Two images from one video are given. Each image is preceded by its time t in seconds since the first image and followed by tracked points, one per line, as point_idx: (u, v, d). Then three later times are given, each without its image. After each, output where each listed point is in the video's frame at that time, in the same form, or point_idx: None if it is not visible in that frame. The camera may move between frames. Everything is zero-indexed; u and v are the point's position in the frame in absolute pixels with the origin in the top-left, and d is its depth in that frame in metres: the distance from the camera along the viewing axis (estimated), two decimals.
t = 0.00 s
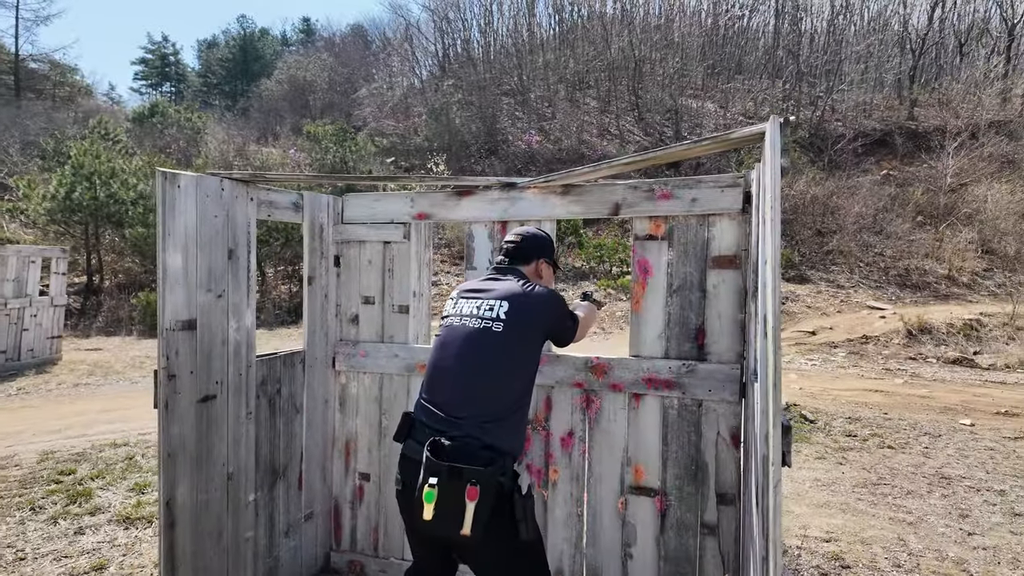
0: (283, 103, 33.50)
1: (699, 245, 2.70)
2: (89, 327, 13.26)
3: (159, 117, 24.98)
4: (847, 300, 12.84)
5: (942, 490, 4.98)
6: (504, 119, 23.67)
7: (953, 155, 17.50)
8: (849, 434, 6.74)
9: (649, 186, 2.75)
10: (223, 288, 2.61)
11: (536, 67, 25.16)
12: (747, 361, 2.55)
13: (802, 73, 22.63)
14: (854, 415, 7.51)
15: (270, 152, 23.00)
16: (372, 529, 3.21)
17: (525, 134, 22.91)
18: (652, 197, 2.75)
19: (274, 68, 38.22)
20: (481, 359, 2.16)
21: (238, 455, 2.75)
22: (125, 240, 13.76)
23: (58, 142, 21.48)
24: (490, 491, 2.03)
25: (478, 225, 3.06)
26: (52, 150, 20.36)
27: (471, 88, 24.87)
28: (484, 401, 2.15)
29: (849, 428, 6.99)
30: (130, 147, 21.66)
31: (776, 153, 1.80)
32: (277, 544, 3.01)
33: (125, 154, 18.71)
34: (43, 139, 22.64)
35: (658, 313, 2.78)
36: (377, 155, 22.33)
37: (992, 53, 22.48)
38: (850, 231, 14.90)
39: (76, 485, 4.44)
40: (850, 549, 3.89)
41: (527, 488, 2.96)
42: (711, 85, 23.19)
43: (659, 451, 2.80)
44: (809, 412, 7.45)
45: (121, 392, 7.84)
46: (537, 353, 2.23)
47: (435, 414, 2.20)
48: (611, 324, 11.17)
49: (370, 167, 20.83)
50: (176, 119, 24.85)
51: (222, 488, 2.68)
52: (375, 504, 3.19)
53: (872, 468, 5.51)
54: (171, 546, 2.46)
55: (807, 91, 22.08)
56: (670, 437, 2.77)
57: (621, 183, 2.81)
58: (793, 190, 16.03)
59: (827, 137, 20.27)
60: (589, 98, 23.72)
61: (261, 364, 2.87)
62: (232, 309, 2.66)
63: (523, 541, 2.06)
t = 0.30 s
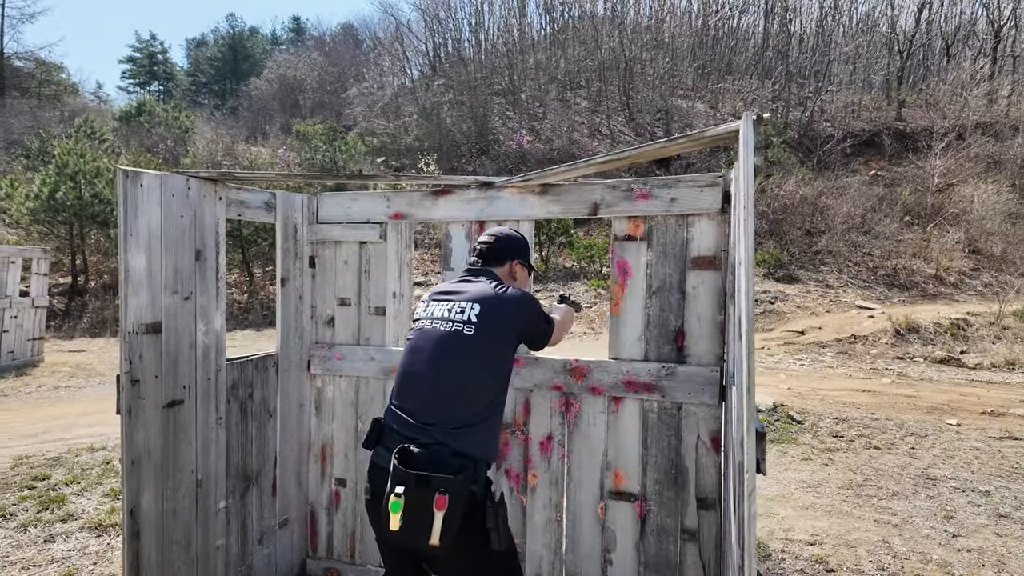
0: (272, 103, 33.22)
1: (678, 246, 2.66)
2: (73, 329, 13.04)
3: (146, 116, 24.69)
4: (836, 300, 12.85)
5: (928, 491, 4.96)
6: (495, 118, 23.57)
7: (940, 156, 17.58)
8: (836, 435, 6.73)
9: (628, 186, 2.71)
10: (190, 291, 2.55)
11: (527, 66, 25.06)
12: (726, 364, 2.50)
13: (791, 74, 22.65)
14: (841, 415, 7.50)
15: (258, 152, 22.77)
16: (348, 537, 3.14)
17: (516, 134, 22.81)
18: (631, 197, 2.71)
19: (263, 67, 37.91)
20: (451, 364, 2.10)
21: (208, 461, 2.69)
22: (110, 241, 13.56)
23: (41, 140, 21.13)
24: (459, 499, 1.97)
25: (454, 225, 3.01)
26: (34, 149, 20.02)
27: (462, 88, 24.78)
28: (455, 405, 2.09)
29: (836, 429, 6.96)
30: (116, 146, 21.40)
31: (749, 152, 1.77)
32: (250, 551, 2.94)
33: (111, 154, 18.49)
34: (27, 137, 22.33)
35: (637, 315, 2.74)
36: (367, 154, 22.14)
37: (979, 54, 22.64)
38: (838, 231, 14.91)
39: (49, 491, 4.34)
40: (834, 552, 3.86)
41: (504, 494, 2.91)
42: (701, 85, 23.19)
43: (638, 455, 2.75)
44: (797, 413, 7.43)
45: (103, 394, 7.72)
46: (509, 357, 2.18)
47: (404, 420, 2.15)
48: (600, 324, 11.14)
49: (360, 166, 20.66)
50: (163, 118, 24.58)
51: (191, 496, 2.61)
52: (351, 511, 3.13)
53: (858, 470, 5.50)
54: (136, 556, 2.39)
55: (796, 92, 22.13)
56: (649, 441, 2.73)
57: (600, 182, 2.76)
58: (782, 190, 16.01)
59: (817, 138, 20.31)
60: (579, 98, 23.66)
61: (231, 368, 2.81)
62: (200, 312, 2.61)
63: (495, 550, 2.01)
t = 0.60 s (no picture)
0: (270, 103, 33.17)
1: (668, 246, 2.65)
2: (69, 329, 13.00)
3: (143, 116, 24.61)
4: (832, 301, 12.87)
5: (921, 493, 4.96)
6: (492, 118, 23.55)
7: (936, 157, 17.62)
8: (831, 435, 6.74)
9: (618, 186, 2.70)
10: (177, 291, 2.54)
11: (525, 67, 25.08)
12: (716, 364, 2.50)
13: (788, 75, 22.65)
14: (836, 416, 7.50)
15: (255, 151, 22.73)
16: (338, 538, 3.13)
17: (513, 134, 22.78)
18: (622, 198, 2.70)
19: (260, 67, 37.87)
20: (441, 370, 2.09)
21: (196, 463, 2.67)
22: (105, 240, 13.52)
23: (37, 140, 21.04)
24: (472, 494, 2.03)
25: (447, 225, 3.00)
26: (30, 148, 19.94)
27: (460, 88, 24.76)
28: (448, 410, 2.09)
29: (831, 429, 6.97)
30: (113, 146, 21.34)
31: (734, 151, 1.77)
32: (239, 554, 2.92)
33: (107, 153, 18.43)
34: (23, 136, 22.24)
35: (628, 315, 2.73)
36: (364, 154, 22.12)
37: (975, 55, 22.70)
38: (835, 232, 14.91)
39: (40, 493, 4.32)
40: (827, 554, 3.86)
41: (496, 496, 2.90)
42: (699, 86, 23.21)
43: (629, 456, 2.74)
44: (792, 413, 7.43)
45: (97, 394, 7.70)
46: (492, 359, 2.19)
47: (397, 423, 2.12)
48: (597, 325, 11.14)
49: (357, 166, 20.64)
50: (160, 118, 24.51)
51: (178, 497, 2.60)
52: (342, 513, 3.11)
53: (852, 471, 5.49)
54: (123, 558, 2.37)
55: (793, 93, 22.18)
56: (641, 442, 2.72)
57: (590, 182, 2.75)
58: (779, 190, 16.02)
59: (814, 139, 20.32)
60: (577, 99, 23.65)
61: (220, 369, 2.79)
62: (188, 312, 2.60)
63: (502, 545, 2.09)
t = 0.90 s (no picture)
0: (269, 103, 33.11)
1: (667, 248, 2.64)
2: (68, 329, 12.97)
3: (142, 116, 24.56)
4: (831, 301, 12.88)
5: (920, 494, 4.95)
6: (492, 119, 23.52)
7: (935, 158, 17.62)
8: (830, 436, 6.75)
9: (617, 187, 2.69)
10: (175, 292, 2.54)
11: (524, 67, 25.06)
12: (716, 367, 2.49)
13: (787, 76, 22.66)
14: (835, 417, 7.50)
15: (255, 151, 22.69)
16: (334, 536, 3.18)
17: (513, 134, 22.72)
18: (620, 199, 2.69)
19: (259, 67, 37.83)
20: (392, 359, 2.30)
21: (194, 464, 2.67)
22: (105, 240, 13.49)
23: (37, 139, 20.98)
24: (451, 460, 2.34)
25: (446, 225, 3.00)
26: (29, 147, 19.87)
27: (460, 88, 24.75)
28: (407, 395, 2.32)
29: (830, 430, 6.97)
30: (113, 145, 21.30)
31: (734, 154, 1.76)
32: (237, 555, 2.91)
33: (107, 153, 18.38)
34: (22, 136, 22.20)
35: (627, 316, 2.72)
36: (364, 154, 22.08)
37: (975, 57, 22.71)
38: (834, 233, 14.90)
39: (38, 493, 4.30)
40: (827, 555, 3.86)
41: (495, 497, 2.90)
42: (699, 87, 23.19)
43: (628, 458, 2.73)
44: (791, 415, 7.42)
45: (94, 393, 7.69)
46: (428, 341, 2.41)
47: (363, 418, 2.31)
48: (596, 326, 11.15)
49: (357, 167, 20.60)
50: (160, 118, 24.46)
51: (176, 498, 2.59)
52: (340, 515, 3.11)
53: (851, 472, 5.48)
54: (120, 559, 2.36)
55: (792, 94, 22.18)
56: (640, 444, 2.71)
57: (590, 183, 2.75)
58: (778, 191, 16.02)
59: (814, 139, 20.32)
60: (577, 99, 23.62)
61: (218, 369, 2.79)
62: (185, 313, 2.59)
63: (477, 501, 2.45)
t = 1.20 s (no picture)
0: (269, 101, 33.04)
1: (672, 246, 2.63)
2: (67, 328, 12.95)
3: (142, 114, 24.51)
4: (832, 301, 12.87)
5: (922, 495, 4.94)
6: (492, 118, 23.48)
7: (936, 158, 17.60)
8: (830, 436, 6.74)
9: (622, 186, 2.68)
10: (178, 290, 2.53)
11: (524, 65, 25.02)
12: (721, 367, 2.47)
13: (788, 75, 22.64)
14: (836, 416, 7.48)
15: (255, 150, 22.67)
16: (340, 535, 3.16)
17: (513, 133, 22.68)
18: (626, 197, 2.68)
19: (259, 65, 37.79)
20: (411, 356, 2.38)
21: (196, 463, 2.65)
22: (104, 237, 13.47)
23: (37, 137, 20.95)
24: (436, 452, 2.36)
25: (449, 224, 2.99)
26: (28, 145, 19.82)
27: (460, 87, 24.69)
28: (416, 391, 2.40)
29: (832, 430, 6.95)
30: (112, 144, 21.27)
31: (743, 152, 1.75)
32: (239, 554, 2.90)
33: (107, 151, 18.37)
34: (22, 133, 22.15)
35: (631, 315, 2.71)
36: (364, 153, 22.06)
37: (975, 56, 22.69)
38: (835, 232, 14.89)
39: (38, 491, 4.29)
40: (829, 555, 3.85)
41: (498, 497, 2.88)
42: (699, 86, 23.19)
43: (631, 458, 2.73)
44: (792, 414, 7.40)
45: (94, 392, 7.67)
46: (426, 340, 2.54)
47: (367, 413, 2.31)
48: (596, 325, 11.14)
49: (357, 165, 20.58)
50: (160, 116, 24.45)
51: (178, 497, 2.57)
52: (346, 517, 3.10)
53: (852, 472, 5.47)
54: (123, 559, 2.35)
55: (792, 94, 22.18)
56: (643, 443, 2.70)
57: (594, 182, 2.73)
58: (778, 191, 16.00)
59: (814, 139, 20.31)
60: (577, 98, 23.59)
61: (221, 368, 2.77)
62: (187, 311, 2.58)
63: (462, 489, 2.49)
